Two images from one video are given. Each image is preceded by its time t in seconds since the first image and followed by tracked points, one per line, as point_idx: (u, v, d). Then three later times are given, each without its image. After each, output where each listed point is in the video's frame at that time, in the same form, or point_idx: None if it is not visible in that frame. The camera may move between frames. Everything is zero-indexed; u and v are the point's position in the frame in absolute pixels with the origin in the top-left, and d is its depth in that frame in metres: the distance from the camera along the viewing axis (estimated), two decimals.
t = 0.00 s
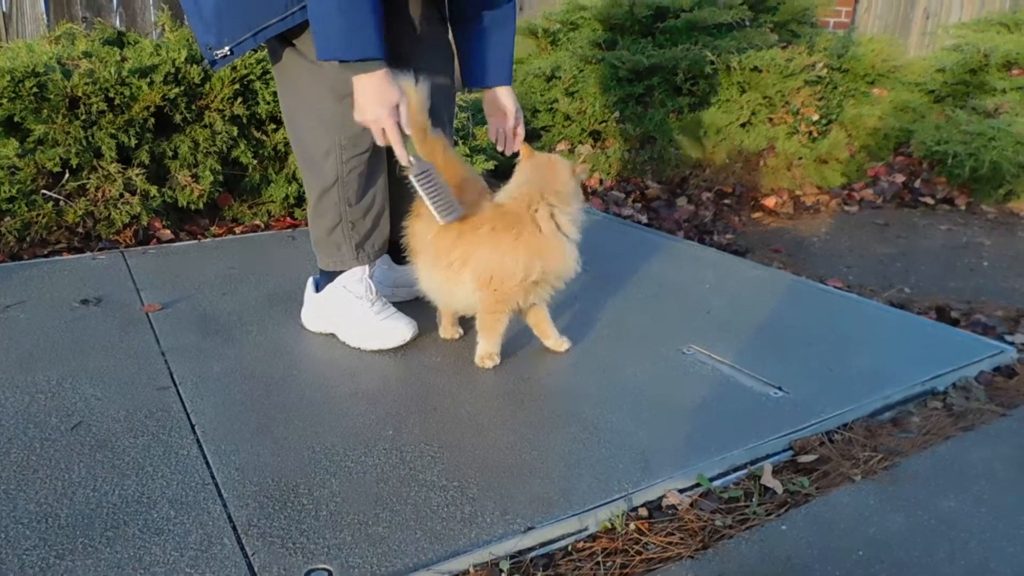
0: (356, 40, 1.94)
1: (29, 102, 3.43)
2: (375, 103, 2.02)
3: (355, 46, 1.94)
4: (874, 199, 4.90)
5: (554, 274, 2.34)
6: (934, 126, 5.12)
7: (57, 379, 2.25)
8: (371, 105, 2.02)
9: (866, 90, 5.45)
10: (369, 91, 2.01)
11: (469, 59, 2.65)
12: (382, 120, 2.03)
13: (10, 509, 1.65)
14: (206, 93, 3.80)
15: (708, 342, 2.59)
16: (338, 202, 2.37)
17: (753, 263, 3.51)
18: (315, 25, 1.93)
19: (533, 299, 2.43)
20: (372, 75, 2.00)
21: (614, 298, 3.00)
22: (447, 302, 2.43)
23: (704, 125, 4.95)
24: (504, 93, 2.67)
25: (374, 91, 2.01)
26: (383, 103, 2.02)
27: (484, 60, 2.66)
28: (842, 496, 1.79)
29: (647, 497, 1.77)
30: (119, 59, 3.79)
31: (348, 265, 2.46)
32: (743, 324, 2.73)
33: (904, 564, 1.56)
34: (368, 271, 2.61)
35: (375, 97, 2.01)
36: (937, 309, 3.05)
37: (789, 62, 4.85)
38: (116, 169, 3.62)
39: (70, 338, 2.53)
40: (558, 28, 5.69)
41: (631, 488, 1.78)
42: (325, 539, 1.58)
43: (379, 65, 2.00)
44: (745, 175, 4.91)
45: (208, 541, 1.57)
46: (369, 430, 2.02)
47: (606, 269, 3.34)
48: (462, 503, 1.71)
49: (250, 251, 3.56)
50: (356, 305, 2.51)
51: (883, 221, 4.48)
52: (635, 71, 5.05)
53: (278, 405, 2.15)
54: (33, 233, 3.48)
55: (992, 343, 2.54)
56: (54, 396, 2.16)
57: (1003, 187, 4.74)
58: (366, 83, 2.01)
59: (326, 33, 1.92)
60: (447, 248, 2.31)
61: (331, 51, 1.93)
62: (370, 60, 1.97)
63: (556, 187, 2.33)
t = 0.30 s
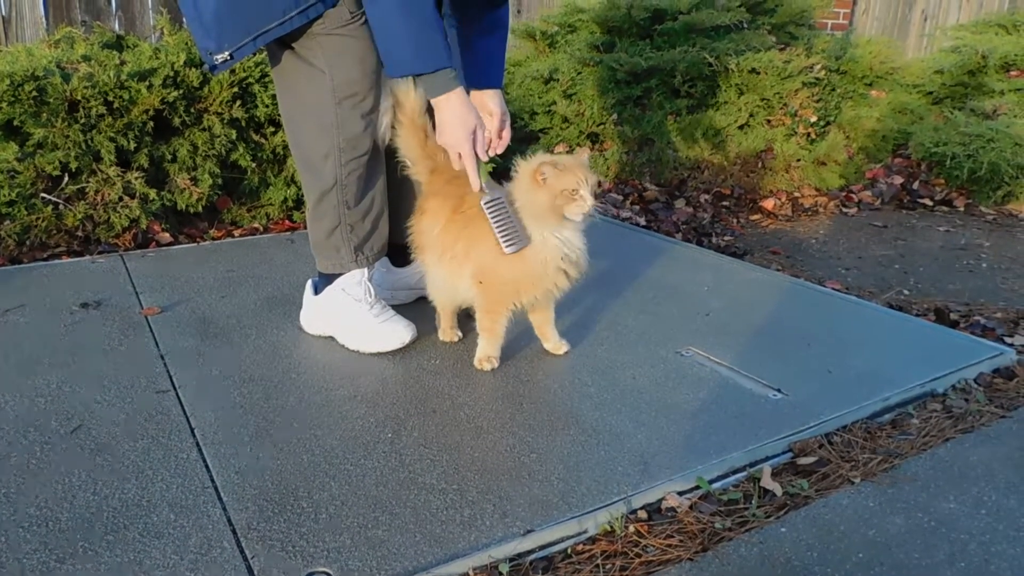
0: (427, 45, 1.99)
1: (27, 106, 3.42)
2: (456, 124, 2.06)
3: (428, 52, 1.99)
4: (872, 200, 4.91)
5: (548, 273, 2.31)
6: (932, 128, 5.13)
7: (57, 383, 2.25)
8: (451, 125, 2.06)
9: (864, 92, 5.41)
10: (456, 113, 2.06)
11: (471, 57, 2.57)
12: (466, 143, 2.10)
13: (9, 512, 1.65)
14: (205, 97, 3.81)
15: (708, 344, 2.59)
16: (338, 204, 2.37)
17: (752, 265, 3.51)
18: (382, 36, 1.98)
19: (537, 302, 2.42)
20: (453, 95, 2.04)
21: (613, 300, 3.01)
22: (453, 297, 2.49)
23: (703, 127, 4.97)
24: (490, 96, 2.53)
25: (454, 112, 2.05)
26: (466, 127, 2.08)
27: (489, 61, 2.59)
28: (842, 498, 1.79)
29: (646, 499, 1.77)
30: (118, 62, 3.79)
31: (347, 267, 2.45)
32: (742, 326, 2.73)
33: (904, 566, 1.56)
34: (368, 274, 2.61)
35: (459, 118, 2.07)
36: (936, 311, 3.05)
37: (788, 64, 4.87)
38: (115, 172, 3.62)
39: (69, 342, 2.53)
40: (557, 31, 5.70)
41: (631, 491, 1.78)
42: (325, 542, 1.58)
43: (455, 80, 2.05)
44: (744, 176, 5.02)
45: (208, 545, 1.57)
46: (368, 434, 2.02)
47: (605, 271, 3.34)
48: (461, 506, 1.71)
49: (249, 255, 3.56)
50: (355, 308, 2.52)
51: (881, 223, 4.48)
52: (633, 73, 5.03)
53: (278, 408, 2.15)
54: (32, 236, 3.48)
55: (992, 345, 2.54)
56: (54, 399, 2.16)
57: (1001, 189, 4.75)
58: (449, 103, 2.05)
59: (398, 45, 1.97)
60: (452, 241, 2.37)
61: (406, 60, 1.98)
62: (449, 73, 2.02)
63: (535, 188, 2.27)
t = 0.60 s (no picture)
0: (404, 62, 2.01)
1: (28, 104, 3.42)
2: (403, 136, 2.10)
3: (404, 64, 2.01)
4: (873, 201, 4.90)
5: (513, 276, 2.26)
6: (933, 129, 5.13)
7: (56, 381, 2.25)
8: (400, 136, 2.11)
9: (866, 93, 5.55)
10: (408, 128, 2.09)
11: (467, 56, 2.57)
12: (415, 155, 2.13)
13: (9, 510, 1.65)
14: (205, 96, 3.81)
15: (707, 344, 2.58)
16: (338, 204, 2.36)
17: (753, 266, 3.51)
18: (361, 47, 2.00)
19: (533, 298, 2.38)
20: (409, 112, 2.08)
21: (613, 300, 3.00)
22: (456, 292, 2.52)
23: (704, 128, 4.97)
24: (496, 89, 2.55)
25: (404, 125, 2.09)
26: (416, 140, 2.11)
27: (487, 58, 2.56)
28: (842, 498, 1.79)
29: (646, 499, 1.77)
30: (118, 61, 3.78)
31: (348, 267, 2.45)
32: (742, 326, 2.73)
33: (903, 566, 1.56)
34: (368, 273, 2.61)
35: (411, 132, 2.10)
36: (937, 312, 3.05)
37: (789, 64, 4.86)
38: (115, 171, 3.62)
39: (69, 341, 2.53)
40: (558, 30, 5.69)
41: (631, 490, 1.78)
42: (323, 541, 1.58)
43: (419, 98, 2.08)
44: (743, 178, 4.99)
45: (207, 543, 1.57)
46: (367, 433, 2.02)
47: (605, 271, 3.34)
48: (460, 505, 1.71)
49: (249, 254, 3.55)
50: (355, 308, 2.51)
51: (883, 224, 4.48)
52: (634, 73, 5.02)
53: (277, 407, 2.15)
54: (32, 235, 3.48)
55: (993, 346, 2.53)
56: (54, 398, 2.15)
57: (1003, 190, 4.74)
58: (400, 118, 2.08)
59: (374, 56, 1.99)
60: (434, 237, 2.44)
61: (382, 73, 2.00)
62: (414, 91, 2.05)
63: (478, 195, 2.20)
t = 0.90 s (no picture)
0: None
1: (26, 105, 3.42)
2: (439, 56, 2.11)
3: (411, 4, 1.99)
4: (873, 202, 4.90)
5: (481, 268, 2.25)
6: (934, 130, 5.13)
7: (55, 382, 2.25)
8: (437, 58, 2.12)
9: (866, 94, 5.48)
10: (440, 48, 2.10)
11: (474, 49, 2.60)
12: (456, 65, 2.15)
13: (8, 512, 1.65)
14: (204, 96, 3.81)
15: (707, 344, 2.58)
16: (338, 205, 2.36)
17: (752, 266, 3.51)
18: None
19: (507, 303, 2.35)
20: (439, 26, 2.08)
21: (612, 301, 3.00)
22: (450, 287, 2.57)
23: (704, 129, 4.97)
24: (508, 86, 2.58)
25: (436, 46, 2.10)
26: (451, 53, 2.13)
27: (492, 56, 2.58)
28: (843, 498, 1.79)
29: (646, 499, 1.76)
30: (117, 62, 3.79)
31: (348, 268, 2.45)
32: (741, 327, 2.73)
33: (904, 566, 1.55)
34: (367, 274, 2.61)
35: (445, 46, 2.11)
36: (937, 312, 3.05)
37: (789, 65, 4.86)
38: (114, 173, 3.62)
39: (68, 342, 2.53)
40: (557, 31, 5.69)
41: (631, 491, 1.78)
42: (323, 541, 1.58)
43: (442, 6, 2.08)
44: (744, 177, 5.04)
45: (207, 544, 1.56)
46: (367, 433, 2.01)
47: (605, 272, 3.34)
48: (461, 506, 1.71)
49: (249, 255, 3.55)
50: (355, 308, 2.51)
51: (883, 224, 4.48)
52: (634, 74, 5.02)
53: (277, 408, 2.15)
54: (31, 236, 3.48)
55: (993, 346, 2.53)
56: (53, 399, 2.15)
57: (1003, 190, 4.74)
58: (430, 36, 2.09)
59: None
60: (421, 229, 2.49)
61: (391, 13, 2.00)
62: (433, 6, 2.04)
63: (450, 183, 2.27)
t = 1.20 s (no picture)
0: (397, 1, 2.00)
1: (25, 108, 3.41)
2: (426, 53, 2.09)
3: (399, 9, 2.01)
4: (874, 199, 4.89)
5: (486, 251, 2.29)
6: (935, 126, 5.11)
7: (55, 384, 2.25)
8: (423, 56, 2.10)
9: (866, 90, 5.52)
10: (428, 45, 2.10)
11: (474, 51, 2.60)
12: (446, 61, 2.13)
13: (9, 514, 1.65)
14: (203, 98, 3.81)
15: (708, 343, 2.58)
16: (338, 205, 2.36)
17: (752, 264, 3.50)
18: None
19: (507, 296, 2.37)
20: (424, 27, 2.08)
21: (612, 299, 3.00)
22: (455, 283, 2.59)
23: (704, 126, 4.96)
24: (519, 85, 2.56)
25: (421, 44, 2.09)
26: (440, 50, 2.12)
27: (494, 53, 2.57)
28: (845, 497, 1.78)
29: (648, 498, 1.76)
30: (115, 64, 3.78)
31: (348, 269, 2.45)
32: (742, 325, 2.72)
33: (907, 563, 1.55)
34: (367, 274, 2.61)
35: (431, 44, 2.10)
36: (939, 308, 3.03)
37: (789, 62, 4.86)
38: (113, 175, 3.61)
39: (68, 344, 2.53)
40: (556, 30, 5.69)
41: (632, 490, 1.77)
42: (323, 542, 1.57)
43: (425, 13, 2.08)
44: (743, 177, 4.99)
45: (207, 545, 1.56)
46: (367, 434, 2.01)
47: (605, 270, 3.33)
48: (461, 505, 1.70)
49: (249, 256, 3.55)
50: (354, 309, 2.51)
51: (884, 221, 4.46)
52: (633, 72, 5.01)
53: (277, 409, 2.14)
54: (31, 239, 3.48)
55: (995, 343, 2.52)
56: (53, 401, 2.15)
57: (1005, 186, 4.72)
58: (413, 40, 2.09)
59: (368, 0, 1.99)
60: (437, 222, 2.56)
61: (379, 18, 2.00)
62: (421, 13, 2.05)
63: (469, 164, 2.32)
